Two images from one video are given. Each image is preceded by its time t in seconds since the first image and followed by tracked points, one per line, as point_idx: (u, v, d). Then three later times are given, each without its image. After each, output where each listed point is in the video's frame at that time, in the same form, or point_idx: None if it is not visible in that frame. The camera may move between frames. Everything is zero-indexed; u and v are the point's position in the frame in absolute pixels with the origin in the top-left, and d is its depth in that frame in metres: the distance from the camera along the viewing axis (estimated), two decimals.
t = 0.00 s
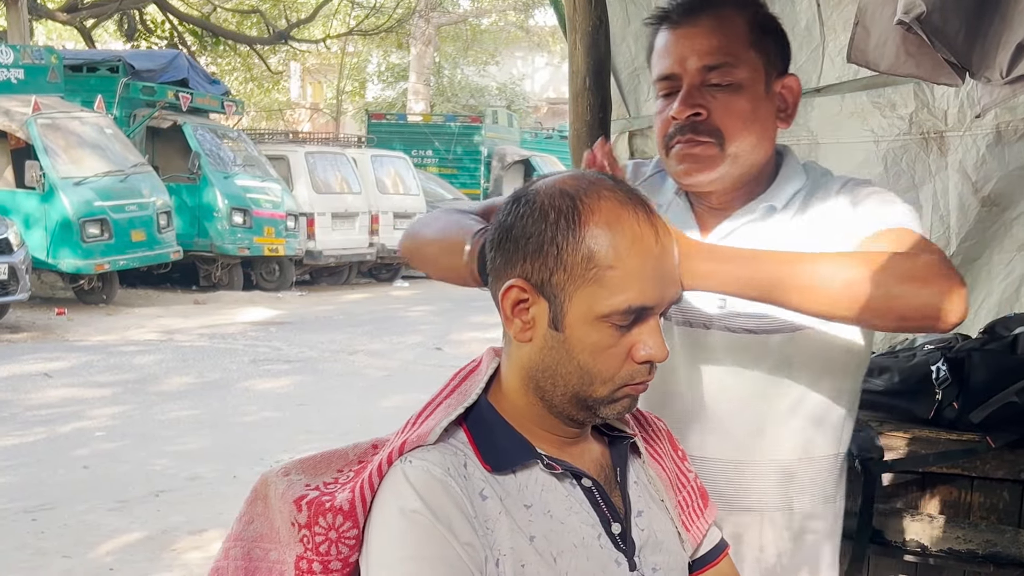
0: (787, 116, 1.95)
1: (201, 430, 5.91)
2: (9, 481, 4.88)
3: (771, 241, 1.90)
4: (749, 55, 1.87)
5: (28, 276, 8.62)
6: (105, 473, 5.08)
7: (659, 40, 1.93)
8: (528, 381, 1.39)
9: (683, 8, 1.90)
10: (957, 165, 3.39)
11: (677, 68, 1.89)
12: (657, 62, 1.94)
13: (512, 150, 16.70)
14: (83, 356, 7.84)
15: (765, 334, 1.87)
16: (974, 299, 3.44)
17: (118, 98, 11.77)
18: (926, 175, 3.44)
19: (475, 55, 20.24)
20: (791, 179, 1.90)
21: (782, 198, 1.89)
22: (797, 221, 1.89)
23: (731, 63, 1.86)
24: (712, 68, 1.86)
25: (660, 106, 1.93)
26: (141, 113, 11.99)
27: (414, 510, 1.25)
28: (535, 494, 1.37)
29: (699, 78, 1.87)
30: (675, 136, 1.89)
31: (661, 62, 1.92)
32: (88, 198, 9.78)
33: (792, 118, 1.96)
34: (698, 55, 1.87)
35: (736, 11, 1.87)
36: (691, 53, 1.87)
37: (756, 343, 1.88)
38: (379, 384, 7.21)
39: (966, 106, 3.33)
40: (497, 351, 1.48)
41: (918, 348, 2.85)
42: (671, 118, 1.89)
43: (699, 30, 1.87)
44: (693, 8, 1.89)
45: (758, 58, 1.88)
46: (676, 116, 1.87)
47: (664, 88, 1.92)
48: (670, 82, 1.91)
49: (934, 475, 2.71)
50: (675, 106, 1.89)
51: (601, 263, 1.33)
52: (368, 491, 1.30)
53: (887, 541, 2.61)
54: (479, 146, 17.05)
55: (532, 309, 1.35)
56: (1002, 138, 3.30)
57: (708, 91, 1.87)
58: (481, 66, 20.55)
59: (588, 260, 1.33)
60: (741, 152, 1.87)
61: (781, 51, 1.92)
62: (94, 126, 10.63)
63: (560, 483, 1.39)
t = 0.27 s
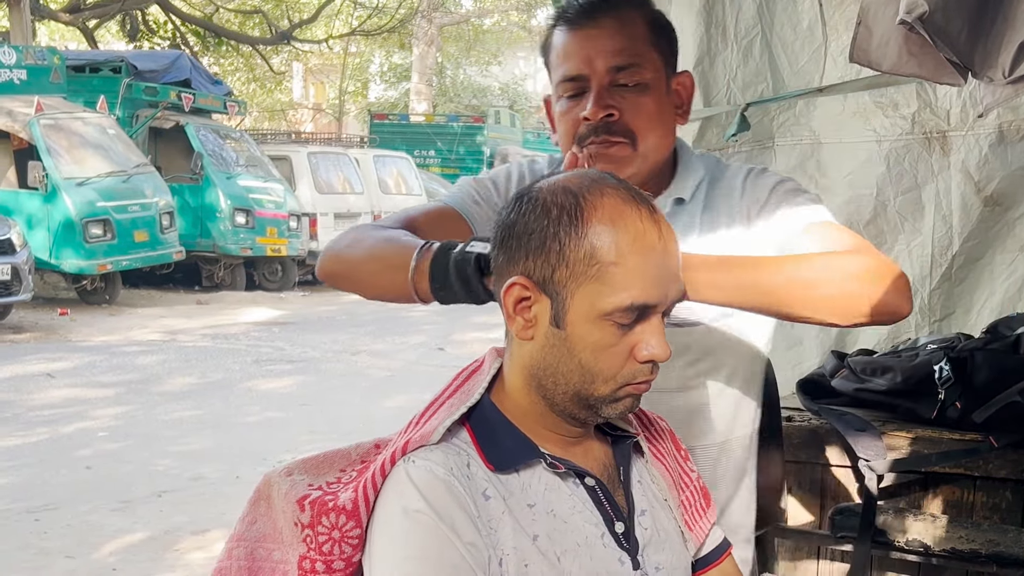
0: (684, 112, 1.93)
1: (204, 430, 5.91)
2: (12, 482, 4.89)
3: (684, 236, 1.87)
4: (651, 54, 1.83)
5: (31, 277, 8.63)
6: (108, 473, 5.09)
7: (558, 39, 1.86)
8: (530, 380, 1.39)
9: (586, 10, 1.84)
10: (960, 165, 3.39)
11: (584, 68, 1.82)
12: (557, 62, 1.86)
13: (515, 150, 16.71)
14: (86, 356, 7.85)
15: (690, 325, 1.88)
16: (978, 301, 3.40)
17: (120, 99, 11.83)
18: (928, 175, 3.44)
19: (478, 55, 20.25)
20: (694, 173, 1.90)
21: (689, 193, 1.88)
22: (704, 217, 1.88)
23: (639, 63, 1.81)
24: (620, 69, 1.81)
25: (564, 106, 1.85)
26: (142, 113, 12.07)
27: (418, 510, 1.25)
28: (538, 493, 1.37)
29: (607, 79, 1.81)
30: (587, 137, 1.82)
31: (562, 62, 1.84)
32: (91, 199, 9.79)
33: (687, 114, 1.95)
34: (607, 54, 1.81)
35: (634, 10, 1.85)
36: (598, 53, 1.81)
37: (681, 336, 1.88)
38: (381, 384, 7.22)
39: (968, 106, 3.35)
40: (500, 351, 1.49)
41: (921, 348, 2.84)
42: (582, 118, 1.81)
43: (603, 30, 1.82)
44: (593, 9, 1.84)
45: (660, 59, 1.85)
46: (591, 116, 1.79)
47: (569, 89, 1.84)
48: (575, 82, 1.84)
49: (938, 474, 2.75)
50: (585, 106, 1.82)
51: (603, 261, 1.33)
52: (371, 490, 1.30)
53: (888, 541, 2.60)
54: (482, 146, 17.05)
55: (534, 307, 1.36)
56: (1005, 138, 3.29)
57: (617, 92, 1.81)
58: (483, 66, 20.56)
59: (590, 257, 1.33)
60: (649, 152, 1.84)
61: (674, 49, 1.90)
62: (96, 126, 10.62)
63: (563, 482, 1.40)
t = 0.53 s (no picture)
0: (637, 103, 1.96)
1: (208, 430, 5.92)
2: (16, 482, 4.90)
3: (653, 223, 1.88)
4: (611, 44, 1.84)
5: (35, 277, 8.64)
6: (112, 472, 5.10)
7: (515, 29, 1.84)
8: (534, 380, 1.39)
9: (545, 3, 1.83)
10: (964, 163, 3.39)
11: (549, 58, 1.80)
12: (516, 53, 1.84)
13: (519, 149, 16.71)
14: (91, 356, 7.86)
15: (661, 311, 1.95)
16: (982, 299, 3.41)
17: (124, 99, 11.82)
18: (932, 173, 3.43)
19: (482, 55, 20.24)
20: (651, 158, 1.92)
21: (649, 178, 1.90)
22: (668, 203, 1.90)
23: (602, 53, 1.82)
24: (584, 59, 1.80)
25: (526, 98, 1.83)
26: (146, 113, 12.10)
27: (421, 509, 1.25)
28: (542, 491, 1.37)
29: (571, 69, 1.80)
30: (554, 127, 1.80)
31: (524, 52, 1.82)
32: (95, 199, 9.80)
33: (639, 104, 1.97)
34: (571, 44, 1.80)
35: (590, 2, 1.86)
36: (562, 43, 1.80)
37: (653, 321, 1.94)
38: (385, 384, 7.22)
39: (971, 104, 3.35)
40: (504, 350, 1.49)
41: (925, 346, 2.84)
42: (549, 108, 1.79)
43: (565, 20, 1.81)
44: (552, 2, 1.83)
45: (618, 50, 1.86)
46: (560, 105, 1.77)
47: (530, 79, 1.82)
48: (536, 73, 1.82)
49: (942, 472, 2.75)
50: (550, 96, 1.80)
51: (604, 260, 1.33)
52: (375, 489, 1.30)
53: (894, 539, 2.60)
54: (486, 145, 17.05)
55: (537, 306, 1.36)
56: (1009, 136, 3.30)
57: (581, 82, 1.81)
58: (487, 65, 20.54)
59: (591, 257, 1.33)
60: (613, 139, 1.84)
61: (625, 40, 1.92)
62: (101, 127, 10.63)
63: (568, 480, 1.40)
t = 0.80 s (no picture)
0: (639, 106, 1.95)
1: (214, 430, 5.93)
2: (22, 482, 4.91)
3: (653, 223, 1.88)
4: (616, 47, 1.84)
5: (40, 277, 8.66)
6: (118, 472, 5.11)
7: (521, 29, 1.84)
8: (539, 379, 1.39)
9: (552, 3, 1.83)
10: (969, 160, 3.38)
11: (554, 58, 1.80)
12: (521, 53, 1.83)
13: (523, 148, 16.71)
14: (96, 356, 7.88)
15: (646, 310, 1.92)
16: (988, 296, 3.40)
17: (128, 99, 11.84)
18: (937, 170, 3.42)
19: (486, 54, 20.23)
20: (653, 162, 1.92)
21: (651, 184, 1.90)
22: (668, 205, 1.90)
23: (607, 56, 1.81)
24: (590, 60, 1.80)
25: (529, 97, 1.82)
26: (152, 114, 12.08)
27: (426, 508, 1.25)
28: (546, 489, 1.37)
29: (577, 70, 1.80)
30: (558, 128, 1.79)
31: (530, 51, 1.82)
32: (100, 199, 9.83)
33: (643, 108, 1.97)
34: (577, 46, 1.80)
35: (596, 4, 1.85)
36: (568, 44, 1.80)
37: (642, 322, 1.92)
38: (390, 383, 7.23)
39: (977, 100, 3.34)
40: (509, 350, 1.49)
41: (931, 343, 2.83)
42: (553, 108, 1.79)
43: (571, 21, 1.81)
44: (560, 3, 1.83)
45: (622, 52, 1.86)
46: (565, 107, 1.77)
47: (535, 79, 1.82)
48: (542, 73, 1.81)
49: (948, 469, 2.73)
50: (554, 96, 1.79)
51: (608, 260, 1.33)
52: (380, 488, 1.30)
53: (899, 538, 2.65)
54: (491, 144, 17.05)
55: (540, 305, 1.36)
56: (1015, 133, 3.29)
57: (585, 83, 1.80)
58: (491, 64, 20.54)
59: (595, 257, 1.33)
60: (615, 143, 1.83)
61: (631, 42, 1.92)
62: (105, 126, 10.64)
63: (574, 477, 1.40)
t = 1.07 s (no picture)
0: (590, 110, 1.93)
1: (222, 429, 5.95)
2: (31, 481, 4.94)
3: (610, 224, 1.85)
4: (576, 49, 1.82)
5: (49, 277, 8.69)
6: (126, 472, 5.13)
7: (477, 27, 1.80)
8: (545, 381, 1.40)
9: (513, 3, 1.79)
10: (977, 156, 3.37)
11: (517, 58, 1.76)
12: (480, 51, 1.79)
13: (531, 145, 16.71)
14: (105, 355, 7.91)
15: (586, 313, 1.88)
16: (996, 292, 3.39)
17: (136, 98, 11.82)
18: (945, 166, 3.41)
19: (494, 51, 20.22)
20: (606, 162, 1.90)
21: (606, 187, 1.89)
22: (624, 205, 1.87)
23: (567, 58, 1.79)
24: (551, 62, 1.77)
25: (488, 96, 1.78)
26: (160, 113, 12.09)
27: (432, 507, 1.26)
28: (554, 488, 1.37)
29: (538, 72, 1.77)
30: (519, 129, 1.76)
31: (489, 51, 1.78)
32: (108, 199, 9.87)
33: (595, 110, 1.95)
34: (539, 47, 1.77)
35: (556, 7, 1.82)
36: (530, 45, 1.76)
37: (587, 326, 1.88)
38: (399, 380, 7.24)
39: (984, 96, 3.32)
40: (515, 348, 1.49)
41: (939, 340, 2.82)
42: (515, 109, 1.76)
43: (533, 23, 1.78)
44: (521, 4, 1.79)
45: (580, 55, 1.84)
46: (528, 108, 1.74)
47: (494, 79, 1.78)
48: (502, 73, 1.77)
49: (956, 466, 2.73)
50: (515, 97, 1.76)
51: (612, 264, 1.33)
52: (386, 487, 1.31)
53: (907, 536, 2.65)
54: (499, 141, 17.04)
55: (546, 309, 1.37)
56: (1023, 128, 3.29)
57: (547, 85, 1.78)
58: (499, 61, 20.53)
59: (600, 261, 1.33)
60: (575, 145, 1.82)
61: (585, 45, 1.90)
62: (113, 126, 10.68)
63: (580, 476, 1.40)
